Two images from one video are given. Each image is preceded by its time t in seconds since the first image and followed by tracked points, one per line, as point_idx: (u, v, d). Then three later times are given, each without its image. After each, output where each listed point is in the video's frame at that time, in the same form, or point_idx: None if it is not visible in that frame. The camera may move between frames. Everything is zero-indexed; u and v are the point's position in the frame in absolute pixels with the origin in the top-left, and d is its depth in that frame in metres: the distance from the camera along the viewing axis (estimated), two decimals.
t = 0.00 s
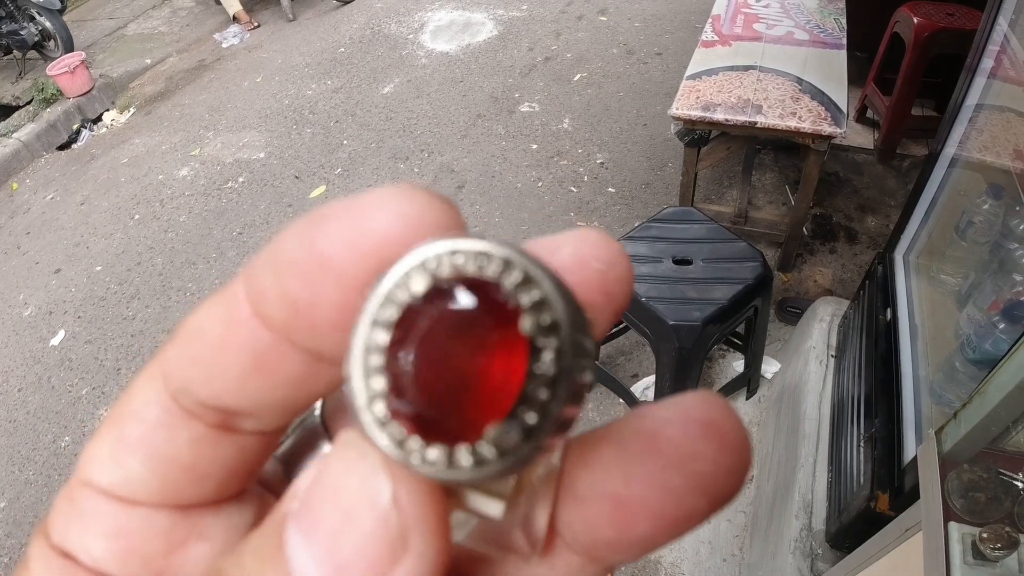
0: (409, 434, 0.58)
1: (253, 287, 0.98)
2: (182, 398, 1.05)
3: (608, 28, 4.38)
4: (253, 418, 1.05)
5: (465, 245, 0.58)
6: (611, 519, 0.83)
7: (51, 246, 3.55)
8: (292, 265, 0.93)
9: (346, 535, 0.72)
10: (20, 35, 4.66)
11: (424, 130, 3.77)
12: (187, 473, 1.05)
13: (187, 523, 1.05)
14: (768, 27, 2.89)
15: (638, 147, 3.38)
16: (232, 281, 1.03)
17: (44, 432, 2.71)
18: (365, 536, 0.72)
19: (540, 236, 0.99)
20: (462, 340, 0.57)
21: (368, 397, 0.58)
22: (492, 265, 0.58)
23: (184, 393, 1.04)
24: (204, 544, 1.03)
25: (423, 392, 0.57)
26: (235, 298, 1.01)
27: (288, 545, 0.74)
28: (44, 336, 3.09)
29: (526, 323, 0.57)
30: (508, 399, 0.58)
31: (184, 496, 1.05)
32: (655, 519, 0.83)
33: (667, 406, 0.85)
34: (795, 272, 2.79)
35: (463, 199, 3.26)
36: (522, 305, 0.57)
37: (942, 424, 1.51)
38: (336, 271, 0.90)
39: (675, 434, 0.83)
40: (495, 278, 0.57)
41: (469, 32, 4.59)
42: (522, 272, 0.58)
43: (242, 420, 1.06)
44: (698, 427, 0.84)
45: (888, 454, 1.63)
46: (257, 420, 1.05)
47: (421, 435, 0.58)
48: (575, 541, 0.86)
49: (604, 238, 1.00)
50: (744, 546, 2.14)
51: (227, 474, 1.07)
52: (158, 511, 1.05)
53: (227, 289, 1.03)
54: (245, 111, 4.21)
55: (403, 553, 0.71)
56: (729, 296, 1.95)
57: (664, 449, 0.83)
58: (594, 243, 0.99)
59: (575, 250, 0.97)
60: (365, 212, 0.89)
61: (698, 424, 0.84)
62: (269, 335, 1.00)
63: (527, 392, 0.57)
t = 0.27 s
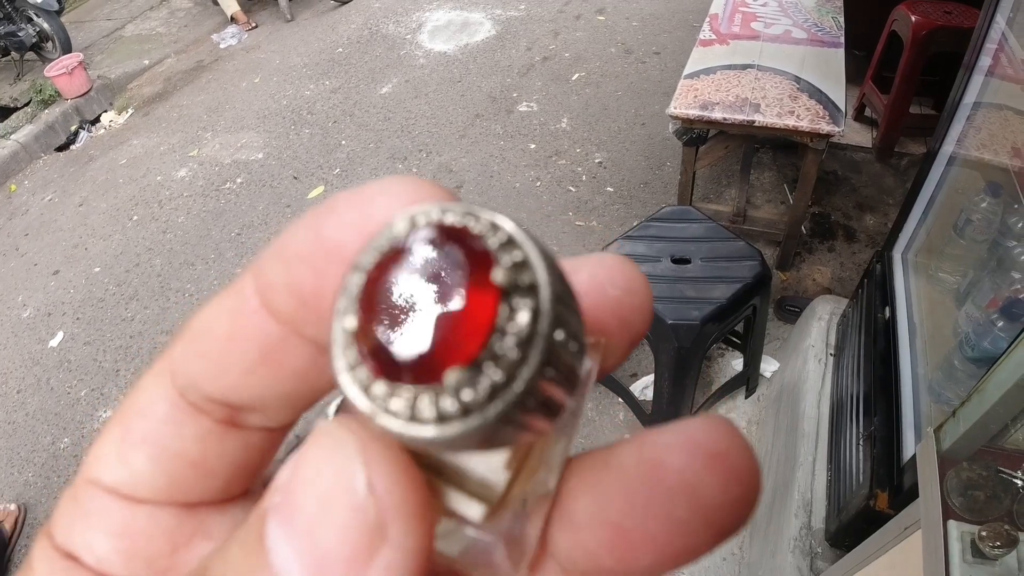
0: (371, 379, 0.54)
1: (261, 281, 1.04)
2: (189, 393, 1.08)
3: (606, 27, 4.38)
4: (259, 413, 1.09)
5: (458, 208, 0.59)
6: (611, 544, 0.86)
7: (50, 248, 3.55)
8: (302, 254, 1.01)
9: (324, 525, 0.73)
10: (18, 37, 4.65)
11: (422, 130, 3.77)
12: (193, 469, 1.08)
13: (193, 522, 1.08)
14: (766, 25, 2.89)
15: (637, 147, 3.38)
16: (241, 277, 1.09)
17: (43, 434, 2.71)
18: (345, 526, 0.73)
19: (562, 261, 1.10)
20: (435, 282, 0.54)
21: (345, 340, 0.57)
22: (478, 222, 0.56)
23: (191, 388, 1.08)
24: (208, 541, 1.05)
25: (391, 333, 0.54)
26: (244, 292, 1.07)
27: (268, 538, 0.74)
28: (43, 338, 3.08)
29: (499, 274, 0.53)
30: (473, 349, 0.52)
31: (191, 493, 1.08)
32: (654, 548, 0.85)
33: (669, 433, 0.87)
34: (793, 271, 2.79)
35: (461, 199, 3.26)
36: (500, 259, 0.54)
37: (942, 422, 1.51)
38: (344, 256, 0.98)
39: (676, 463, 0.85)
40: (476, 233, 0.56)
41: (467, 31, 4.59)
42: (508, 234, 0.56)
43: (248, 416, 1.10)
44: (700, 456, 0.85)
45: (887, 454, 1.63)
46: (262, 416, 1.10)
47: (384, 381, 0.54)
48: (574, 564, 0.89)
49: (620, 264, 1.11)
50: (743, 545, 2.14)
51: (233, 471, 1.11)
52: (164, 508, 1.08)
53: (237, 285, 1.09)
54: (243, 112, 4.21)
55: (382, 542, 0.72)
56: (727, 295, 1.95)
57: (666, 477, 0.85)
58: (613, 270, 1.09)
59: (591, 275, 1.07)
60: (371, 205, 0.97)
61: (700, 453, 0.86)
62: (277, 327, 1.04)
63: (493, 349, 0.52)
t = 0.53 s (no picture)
0: (357, 339, 0.55)
1: (278, 274, 1.05)
2: (202, 388, 1.10)
3: (605, 26, 4.37)
4: (270, 410, 1.11)
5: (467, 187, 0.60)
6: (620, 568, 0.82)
7: (49, 248, 3.55)
8: (315, 247, 1.01)
9: (316, 514, 0.74)
10: (17, 37, 4.65)
11: (421, 129, 3.76)
12: (204, 465, 1.10)
13: (201, 519, 1.09)
14: (766, 24, 2.89)
15: (636, 145, 3.38)
16: (258, 272, 1.11)
17: (43, 434, 2.70)
18: (336, 516, 0.74)
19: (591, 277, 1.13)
20: (430, 250, 0.54)
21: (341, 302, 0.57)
22: (483, 200, 0.57)
23: (204, 383, 1.09)
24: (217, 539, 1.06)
25: (381, 296, 0.54)
26: (261, 286, 1.08)
27: (264, 529, 0.75)
28: (42, 338, 3.08)
29: (491, 246, 0.53)
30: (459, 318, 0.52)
31: (203, 490, 1.10)
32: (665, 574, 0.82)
33: (686, 454, 0.85)
34: (793, 269, 2.79)
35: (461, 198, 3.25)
36: (496, 235, 0.55)
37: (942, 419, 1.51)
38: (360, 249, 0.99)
39: (692, 485, 0.83)
40: (479, 210, 0.57)
41: (466, 31, 4.59)
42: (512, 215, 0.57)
43: (259, 413, 1.12)
44: (718, 480, 0.83)
45: (887, 451, 1.63)
46: (273, 413, 1.12)
47: (369, 341, 0.54)
48: None
49: (650, 281, 1.13)
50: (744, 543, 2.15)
51: (245, 469, 1.12)
52: (174, 504, 1.09)
53: (253, 279, 1.10)
54: (242, 111, 4.21)
55: (374, 530, 0.73)
56: (727, 293, 1.94)
57: (682, 501, 0.83)
58: (641, 289, 1.10)
59: (620, 292, 1.08)
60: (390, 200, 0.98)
61: (719, 477, 0.83)
62: (292, 320, 1.06)
63: (479, 321, 0.52)
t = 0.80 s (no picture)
0: (351, 320, 0.55)
1: (287, 271, 1.05)
2: (210, 385, 1.10)
3: (605, 25, 4.37)
4: (278, 408, 1.11)
5: (471, 179, 0.61)
6: None
7: (49, 248, 3.55)
8: (324, 245, 1.00)
9: (312, 507, 0.74)
10: (16, 37, 4.65)
11: (421, 128, 3.76)
12: (212, 463, 1.10)
13: (208, 519, 1.09)
14: (765, 22, 2.88)
15: (636, 144, 3.38)
16: (268, 270, 1.11)
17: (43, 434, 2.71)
18: (332, 511, 0.73)
19: (597, 283, 1.12)
20: (427, 233, 0.55)
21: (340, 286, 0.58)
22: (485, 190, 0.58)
23: (213, 381, 1.10)
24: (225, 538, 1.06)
25: (378, 278, 0.55)
26: (270, 284, 1.08)
27: (261, 524, 0.75)
28: (43, 338, 3.08)
29: (486, 232, 0.54)
30: (451, 302, 0.52)
31: (212, 488, 1.10)
32: None
33: (692, 463, 0.84)
34: (793, 268, 2.79)
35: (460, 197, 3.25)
36: (494, 222, 0.55)
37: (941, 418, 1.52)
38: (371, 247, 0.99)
39: (699, 494, 0.82)
40: (479, 198, 0.57)
41: (465, 30, 4.59)
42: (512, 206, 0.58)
43: (268, 411, 1.12)
44: (725, 489, 0.82)
45: (887, 450, 1.63)
46: (281, 411, 1.12)
47: (363, 323, 0.54)
48: None
49: (660, 289, 1.12)
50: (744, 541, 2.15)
51: (253, 467, 1.13)
52: (181, 503, 1.09)
53: (263, 278, 1.10)
54: (242, 111, 4.21)
55: (370, 524, 0.72)
56: (727, 291, 1.94)
57: (688, 510, 0.82)
58: (650, 297, 1.10)
59: (628, 301, 1.08)
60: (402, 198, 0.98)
61: (725, 485, 0.82)
62: (302, 317, 1.06)
63: (472, 305, 0.52)
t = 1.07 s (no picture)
0: (358, 297, 0.55)
1: (299, 266, 1.06)
2: (221, 383, 1.12)
3: (603, 24, 4.37)
4: (288, 406, 1.13)
5: (485, 168, 0.61)
6: None
7: (48, 249, 3.55)
8: (337, 238, 1.00)
9: (314, 497, 0.73)
10: (15, 37, 4.64)
11: (420, 128, 3.76)
12: (221, 461, 1.11)
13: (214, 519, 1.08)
14: (764, 21, 2.88)
15: (635, 143, 3.38)
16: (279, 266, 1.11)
17: (43, 435, 2.71)
18: (335, 501, 0.73)
19: (614, 292, 1.12)
20: (435, 216, 0.55)
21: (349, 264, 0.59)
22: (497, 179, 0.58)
23: (224, 378, 1.12)
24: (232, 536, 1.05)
25: (385, 256, 0.55)
26: (281, 280, 1.08)
27: (265, 516, 0.74)
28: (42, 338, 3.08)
29: (493, 218, 0.54)
30: (454, 284, 0.52)
31: (218, 487, 1.10)
32: None
33: (717, 474, 0.84)
34: (792, 267, 2.79)
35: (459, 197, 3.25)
36: (502, 209, 0.55)
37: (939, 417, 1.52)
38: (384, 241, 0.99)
39: (723, 506, 0.82)
40: (490, 187, 0.57)
41: (464, 29, 4.59)
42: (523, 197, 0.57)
43: (278, 410, 1.14)
44: (750, 502, 0.82)
45: (887, 448, 1.63)
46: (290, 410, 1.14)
47: (369, 301, 0.55)
48: None
49: (679, 298, 1.13)
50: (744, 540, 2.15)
51: (260, 465, 1.13)
52: (188, 503, 1.08)
53: (274, 274, 1.10)
54: (240, 111, 4.20)
55: (373, 514, 0.72)
56: (726, 290, 1.95)
57: (711, 521, 0.82)
58: (667, 307, 1.10)
59: (646, 309, 1.08)
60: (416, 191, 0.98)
61: (750, 498, 0.83)
62: (313, 310, 1.07)
63: (474, 289, 0.52)
